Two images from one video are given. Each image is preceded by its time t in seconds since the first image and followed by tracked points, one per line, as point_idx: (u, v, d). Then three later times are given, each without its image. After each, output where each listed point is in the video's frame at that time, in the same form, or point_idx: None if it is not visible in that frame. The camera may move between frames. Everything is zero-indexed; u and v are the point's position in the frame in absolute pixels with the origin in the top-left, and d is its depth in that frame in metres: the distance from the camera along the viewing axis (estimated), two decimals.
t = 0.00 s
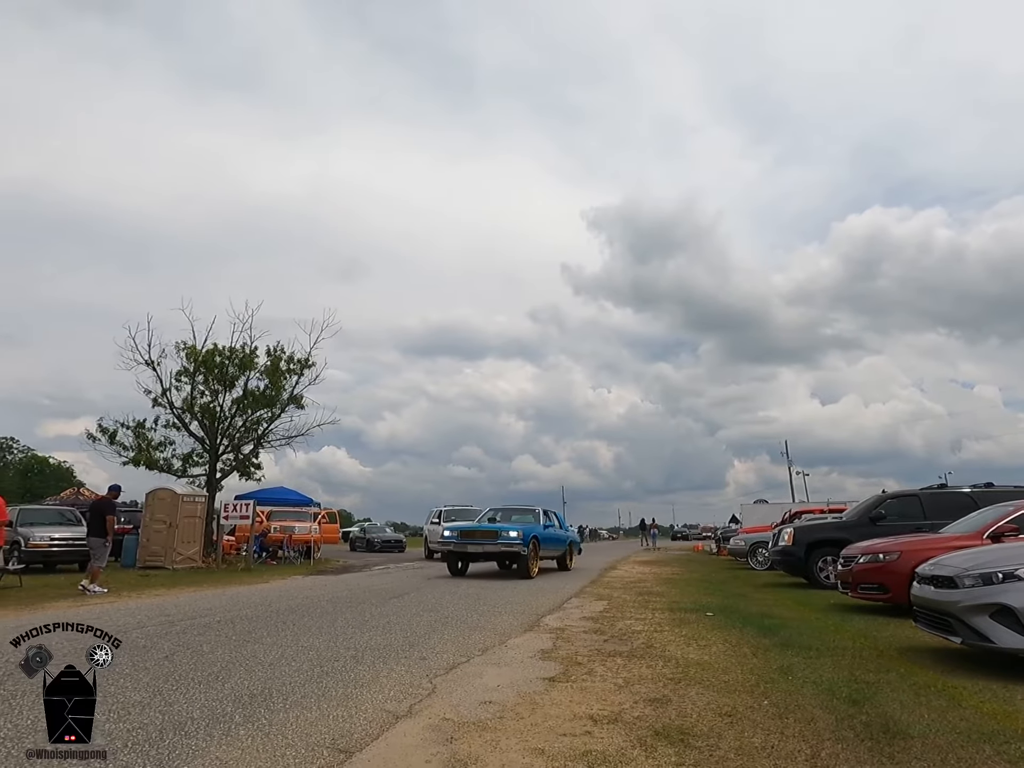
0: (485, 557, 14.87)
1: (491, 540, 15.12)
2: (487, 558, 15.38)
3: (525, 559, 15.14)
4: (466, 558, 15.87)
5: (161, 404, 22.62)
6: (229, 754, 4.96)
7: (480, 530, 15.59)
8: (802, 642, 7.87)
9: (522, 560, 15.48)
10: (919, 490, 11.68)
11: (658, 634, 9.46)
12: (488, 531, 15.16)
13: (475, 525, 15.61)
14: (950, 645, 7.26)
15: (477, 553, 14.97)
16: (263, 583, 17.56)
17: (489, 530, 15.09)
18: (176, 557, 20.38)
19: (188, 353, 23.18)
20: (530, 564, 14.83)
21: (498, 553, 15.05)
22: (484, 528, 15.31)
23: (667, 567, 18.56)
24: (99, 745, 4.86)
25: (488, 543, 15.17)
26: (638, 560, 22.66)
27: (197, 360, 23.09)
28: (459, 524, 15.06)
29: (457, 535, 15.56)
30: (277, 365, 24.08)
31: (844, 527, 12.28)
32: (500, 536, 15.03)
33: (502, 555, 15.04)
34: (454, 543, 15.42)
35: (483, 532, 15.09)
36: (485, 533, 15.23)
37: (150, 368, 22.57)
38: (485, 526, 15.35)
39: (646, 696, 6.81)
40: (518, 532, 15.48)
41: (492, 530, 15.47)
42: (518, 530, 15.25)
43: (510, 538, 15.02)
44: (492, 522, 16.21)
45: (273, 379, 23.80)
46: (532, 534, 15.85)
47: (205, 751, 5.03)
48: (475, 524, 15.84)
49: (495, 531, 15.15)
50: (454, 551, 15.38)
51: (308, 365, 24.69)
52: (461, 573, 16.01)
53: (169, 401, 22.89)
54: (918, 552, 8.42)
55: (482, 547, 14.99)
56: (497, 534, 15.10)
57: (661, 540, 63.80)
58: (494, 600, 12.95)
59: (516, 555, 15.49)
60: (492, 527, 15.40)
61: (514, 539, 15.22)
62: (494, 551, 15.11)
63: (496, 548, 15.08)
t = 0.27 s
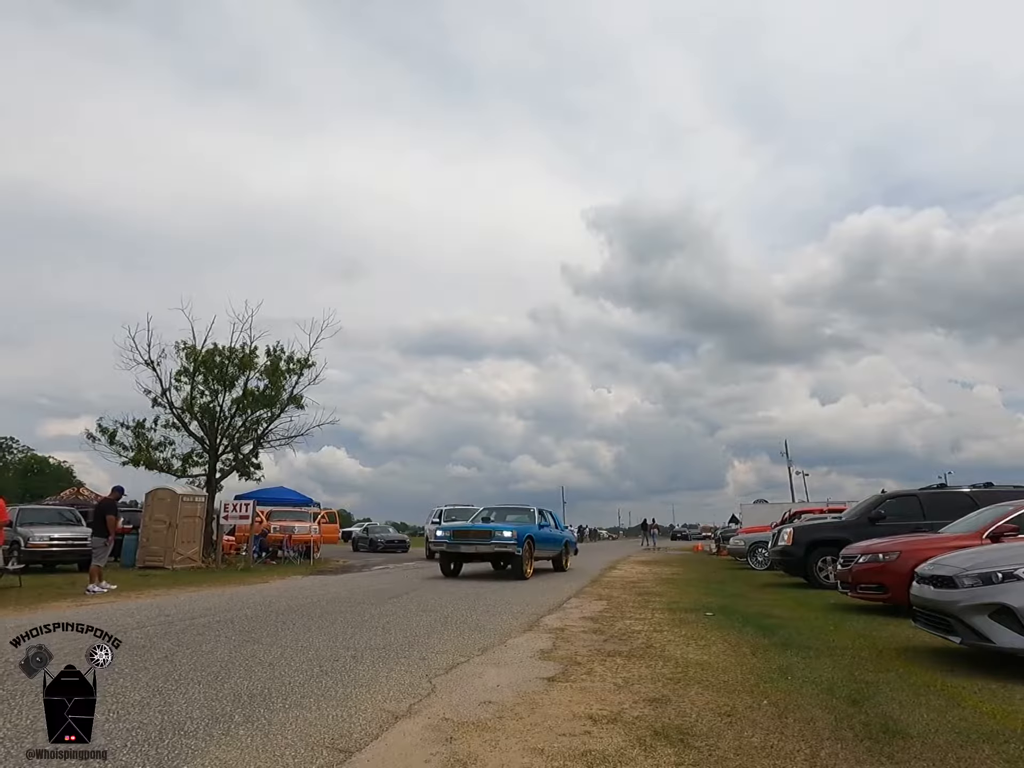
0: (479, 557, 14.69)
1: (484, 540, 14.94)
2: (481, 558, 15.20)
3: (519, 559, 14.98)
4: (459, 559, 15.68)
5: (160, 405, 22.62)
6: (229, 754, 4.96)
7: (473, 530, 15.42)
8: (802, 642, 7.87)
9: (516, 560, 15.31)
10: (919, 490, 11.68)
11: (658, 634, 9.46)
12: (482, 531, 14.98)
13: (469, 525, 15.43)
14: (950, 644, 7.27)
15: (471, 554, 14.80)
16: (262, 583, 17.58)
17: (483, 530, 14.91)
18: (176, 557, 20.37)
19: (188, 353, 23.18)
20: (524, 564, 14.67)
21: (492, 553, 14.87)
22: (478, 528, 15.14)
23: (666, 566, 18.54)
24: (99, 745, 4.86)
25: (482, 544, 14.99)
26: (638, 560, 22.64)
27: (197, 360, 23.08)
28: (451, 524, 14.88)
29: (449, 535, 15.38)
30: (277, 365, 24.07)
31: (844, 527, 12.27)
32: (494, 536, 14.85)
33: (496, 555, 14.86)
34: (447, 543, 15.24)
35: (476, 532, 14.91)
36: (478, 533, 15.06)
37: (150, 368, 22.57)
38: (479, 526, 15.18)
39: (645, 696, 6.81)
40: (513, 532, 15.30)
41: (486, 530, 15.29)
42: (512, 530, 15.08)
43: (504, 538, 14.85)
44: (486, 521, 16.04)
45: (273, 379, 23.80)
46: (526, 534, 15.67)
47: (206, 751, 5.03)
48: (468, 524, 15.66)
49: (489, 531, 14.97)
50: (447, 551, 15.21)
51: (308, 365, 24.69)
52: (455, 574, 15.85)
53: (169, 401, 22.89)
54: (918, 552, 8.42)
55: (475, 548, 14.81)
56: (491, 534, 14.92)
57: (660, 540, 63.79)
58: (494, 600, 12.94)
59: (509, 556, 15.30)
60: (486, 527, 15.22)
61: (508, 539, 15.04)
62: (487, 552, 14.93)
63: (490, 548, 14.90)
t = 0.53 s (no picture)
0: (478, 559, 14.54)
1: (484, 541, 14.80)
2: (480, 559, 15.03)
3: (519, 560, 14.84)
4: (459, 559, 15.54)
5: (167, 406, 22.69)
6: (236, 754, 4.96)
7: (473, 530, 15.24)
8: (808, 642, 7.85)
9: (516, 561, 15.16)
10: (926, 490, 11.64)
11: (664, 635, 9.44)
12: (481, 531, 14.82)
13: (469, 525, 15.26)
14: (958, 645, 7.23)
15: (470, 554, 14.66)
16: (269, 583, 17.61)
17: (482, 530, 14.76)
18: (183, 557, 20.42)
19: (195, 354, 23.25)
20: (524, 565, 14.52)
21: (492, 554, 14.73)
22: (477, 528, 14.99)
23: (673, 567, 18.51)
24: (99, 745, 4.85)
25: (481, 544, 14.84)
26: (643, 560, 22.60)
27: (204, 361, 23.14)
28: (450, 525, 14.72)
29: (448, 535, 15.23)
30: (283, 366, 24.12)
31: (850, 527, 12.23)
32: (494, 536, 14.69)
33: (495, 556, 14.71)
34: (446, 543, 15.10)
35: (475, 533, 14.76)
36: (478, 534, 14.90)
37: (156, 369, 22.64)
38: (478, 526, 15.02)
39: (651, 696, 6.79)
40: (513, 532, 15.13)
41: (486, 531, 15.13)
42: (512, 530, 14.93)
43: (504, 539, 14.69)
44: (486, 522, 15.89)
45: (279, 380, 23.85)
46: (526, 535, 15.50)
47: (213, 751, 5.03)
48: (468, 523, 15.50)
49: (488, 532, 14.82)
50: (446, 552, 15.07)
51: (314, 365, 24.74)
52: (454, 575, 15.71)
53: (175, 402, 22.95)
54: (926, 553, 8.38)
55: (474, 548, 14.67)
56: (490, 535, 14.76)
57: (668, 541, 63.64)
58: (500, 601, 12.93)
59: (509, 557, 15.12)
60: (486, 527, 15.05)
61: (508, 540, 14.86)
62: (487, 552, 14.79)
63: (489, 548, 14.74)
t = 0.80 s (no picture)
0: (481, 560, 14.34)
1: (488, 542, 14.60)
2: (485, 560, 14.81)
3: (524, 561, 14.64)
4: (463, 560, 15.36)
5: (179, 408, 22.79)
6: (248, 754, 4.97)
7: (476, 531, 15.02)
8: (821, 644, 7.78)
9: (521, 563, 14.96)
10: (940, 490, 11.54)
11: (675, 636, 9.40)
12: (486, 531, 14.61)
13: (473, 525, 15.05)
14: (973, 647, 7.16)
15: (474, 555, 14.47)
16: (280, 584, 17.65)
17: (486, 531, 14.57)
18: (194, 558, 20.49)
19: (206, 356, 23.37)
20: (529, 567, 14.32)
21: (496, 555, 14.54)
22: (481, 529, 14.80)
23: (684, 568, 18.41)
24: (99, 746, 4.84)
25: (485, 545, 14.64)
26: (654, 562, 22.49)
27: (215, 363, 23.23)
28: (454, 525, 14.54)
29: (452, 536, 15.05)
30: (293, 368, 24.18)
31: (863, 528, 12.14)
32: (498, 537, 14.48)
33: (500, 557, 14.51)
34: (449, 544, 14.91)
35: (479, 534, 14.57)
36: (482, 534, 14.71)
37: (168, 371, 22.76)
38: (482, 527, 14.80)
39: (662, 698, 6.75)
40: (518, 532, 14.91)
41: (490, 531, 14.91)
42: (516, 531, 14.73)
43: (508, 539, 14.50)
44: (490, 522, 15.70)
45: (289, 382, 23.93)
46: (531, 535, 15.28)
47: (225, 751, 5.04)
48: (472, 524, 15.30)
49: (492, 532, 14.63)
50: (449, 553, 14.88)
51: (324, 367, 24.81)
52: (458, 576, 15.52)
53: (187, 404, 23.05)
54: (939, 554, 8.32)
55: (478, 549, 14.48)
56: (494, 536, 14.57)
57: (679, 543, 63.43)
58: (510, 602, 12.93)
59: (514, 558, 14.91)
60: (490, 527, 14.84)
61: (513, 540, 14.64)
62: (491, 553, 14.59)
63: (494, 549, 14.53)
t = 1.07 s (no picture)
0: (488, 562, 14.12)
1: (494, 543, 14.38)
2: (491, 562, 14.57)
3: (530, 563, 14.42)
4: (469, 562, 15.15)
5: (193, 411, 22.91)
6: (262, 755, 4.97)
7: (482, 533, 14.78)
8: (837, 647, 7.72)
9: (528, 565, 14.72)
10: (957, 491, 11.43)
11: (689, 638, 9.35)
12: (492, 533, 14.37)
13: (478, 527, 14.81)
14: (991, 650, 7.08)
15: (479, 557, 14.25)
16: (294, 586, 17.70)
17: (492, 532, 14.34)
18: (209, 560, 20.60)
19: (220, 359, 23.49)
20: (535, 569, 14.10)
21: (503, 557, 14.32)
22: (487, 530, 14.58)
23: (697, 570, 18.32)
24: (99, 746, 4.88)
25: (491, 547, 14.42)
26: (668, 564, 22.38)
27: (229, 366, 23.34)
28: (459, 527, 14.31)
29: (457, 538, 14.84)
30: (306, 370, 24.26)
31: (879, 529, 12.04)
32: (505, 538, 14.25)
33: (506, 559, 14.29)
34: (454, 547, 14.68)
35: (485, 535, 14.34)
36: (487, 536, 14.49)
37: (183, 374, 22.89)
38: (488, 529, 14.57)
39: (676, 701, 6.70)
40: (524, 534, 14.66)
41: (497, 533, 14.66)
42: (523, 532, 14.51)
43: (514, 541, 14.28)
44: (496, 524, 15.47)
45: (302, 384, 24.00)
46: (538, 537, 15.03)
47: (240, 751, 5.04)
48: (477, 526, 15.06)
49: (498, 534, 14.40)
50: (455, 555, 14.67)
51: (337, 370, 24.88)
52: (464, 578, 15.31)
53: (201, 406, 23.18)
54: (957, 556, 8.23)
55: (484, 551, 14.27)
56: (500, 537, 14.35)
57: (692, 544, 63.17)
58: (523, 604, 12.90)
59: (521, 560, 14.65)
60: (496, 529, 14.60)
61: (520, 542, 14.39)
62: (497, 556, 14.36)
63: (500, 551, 14.29)
